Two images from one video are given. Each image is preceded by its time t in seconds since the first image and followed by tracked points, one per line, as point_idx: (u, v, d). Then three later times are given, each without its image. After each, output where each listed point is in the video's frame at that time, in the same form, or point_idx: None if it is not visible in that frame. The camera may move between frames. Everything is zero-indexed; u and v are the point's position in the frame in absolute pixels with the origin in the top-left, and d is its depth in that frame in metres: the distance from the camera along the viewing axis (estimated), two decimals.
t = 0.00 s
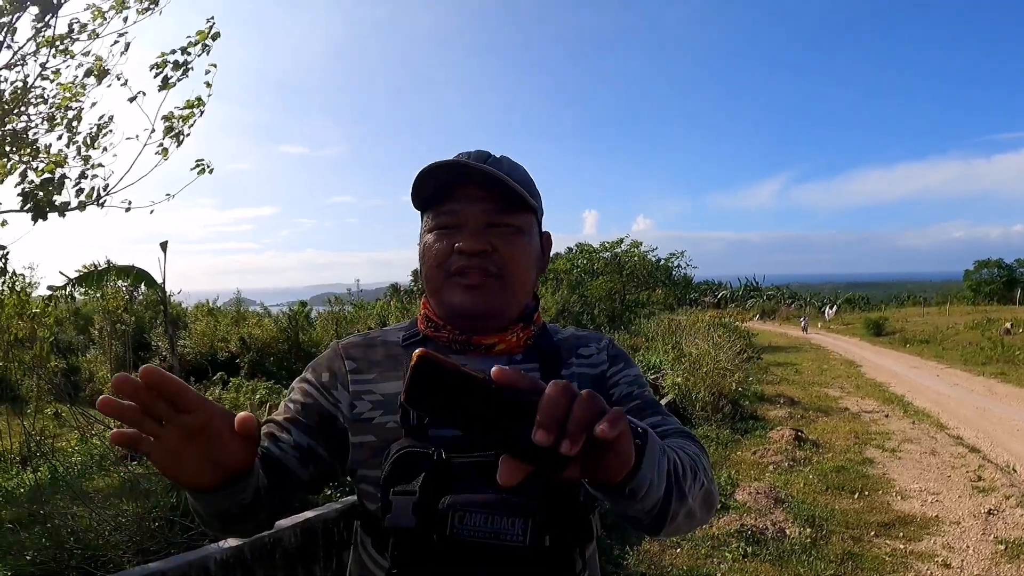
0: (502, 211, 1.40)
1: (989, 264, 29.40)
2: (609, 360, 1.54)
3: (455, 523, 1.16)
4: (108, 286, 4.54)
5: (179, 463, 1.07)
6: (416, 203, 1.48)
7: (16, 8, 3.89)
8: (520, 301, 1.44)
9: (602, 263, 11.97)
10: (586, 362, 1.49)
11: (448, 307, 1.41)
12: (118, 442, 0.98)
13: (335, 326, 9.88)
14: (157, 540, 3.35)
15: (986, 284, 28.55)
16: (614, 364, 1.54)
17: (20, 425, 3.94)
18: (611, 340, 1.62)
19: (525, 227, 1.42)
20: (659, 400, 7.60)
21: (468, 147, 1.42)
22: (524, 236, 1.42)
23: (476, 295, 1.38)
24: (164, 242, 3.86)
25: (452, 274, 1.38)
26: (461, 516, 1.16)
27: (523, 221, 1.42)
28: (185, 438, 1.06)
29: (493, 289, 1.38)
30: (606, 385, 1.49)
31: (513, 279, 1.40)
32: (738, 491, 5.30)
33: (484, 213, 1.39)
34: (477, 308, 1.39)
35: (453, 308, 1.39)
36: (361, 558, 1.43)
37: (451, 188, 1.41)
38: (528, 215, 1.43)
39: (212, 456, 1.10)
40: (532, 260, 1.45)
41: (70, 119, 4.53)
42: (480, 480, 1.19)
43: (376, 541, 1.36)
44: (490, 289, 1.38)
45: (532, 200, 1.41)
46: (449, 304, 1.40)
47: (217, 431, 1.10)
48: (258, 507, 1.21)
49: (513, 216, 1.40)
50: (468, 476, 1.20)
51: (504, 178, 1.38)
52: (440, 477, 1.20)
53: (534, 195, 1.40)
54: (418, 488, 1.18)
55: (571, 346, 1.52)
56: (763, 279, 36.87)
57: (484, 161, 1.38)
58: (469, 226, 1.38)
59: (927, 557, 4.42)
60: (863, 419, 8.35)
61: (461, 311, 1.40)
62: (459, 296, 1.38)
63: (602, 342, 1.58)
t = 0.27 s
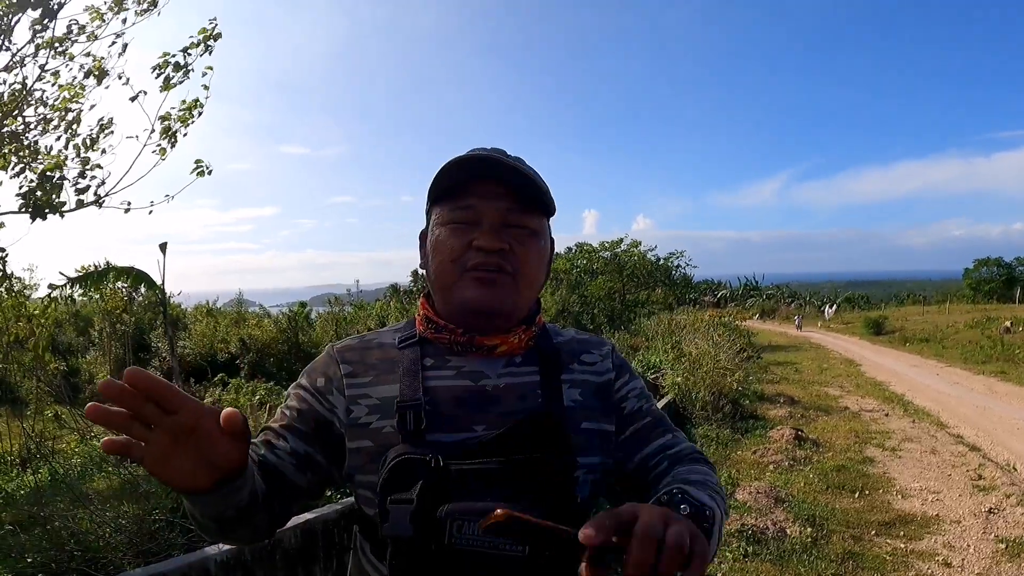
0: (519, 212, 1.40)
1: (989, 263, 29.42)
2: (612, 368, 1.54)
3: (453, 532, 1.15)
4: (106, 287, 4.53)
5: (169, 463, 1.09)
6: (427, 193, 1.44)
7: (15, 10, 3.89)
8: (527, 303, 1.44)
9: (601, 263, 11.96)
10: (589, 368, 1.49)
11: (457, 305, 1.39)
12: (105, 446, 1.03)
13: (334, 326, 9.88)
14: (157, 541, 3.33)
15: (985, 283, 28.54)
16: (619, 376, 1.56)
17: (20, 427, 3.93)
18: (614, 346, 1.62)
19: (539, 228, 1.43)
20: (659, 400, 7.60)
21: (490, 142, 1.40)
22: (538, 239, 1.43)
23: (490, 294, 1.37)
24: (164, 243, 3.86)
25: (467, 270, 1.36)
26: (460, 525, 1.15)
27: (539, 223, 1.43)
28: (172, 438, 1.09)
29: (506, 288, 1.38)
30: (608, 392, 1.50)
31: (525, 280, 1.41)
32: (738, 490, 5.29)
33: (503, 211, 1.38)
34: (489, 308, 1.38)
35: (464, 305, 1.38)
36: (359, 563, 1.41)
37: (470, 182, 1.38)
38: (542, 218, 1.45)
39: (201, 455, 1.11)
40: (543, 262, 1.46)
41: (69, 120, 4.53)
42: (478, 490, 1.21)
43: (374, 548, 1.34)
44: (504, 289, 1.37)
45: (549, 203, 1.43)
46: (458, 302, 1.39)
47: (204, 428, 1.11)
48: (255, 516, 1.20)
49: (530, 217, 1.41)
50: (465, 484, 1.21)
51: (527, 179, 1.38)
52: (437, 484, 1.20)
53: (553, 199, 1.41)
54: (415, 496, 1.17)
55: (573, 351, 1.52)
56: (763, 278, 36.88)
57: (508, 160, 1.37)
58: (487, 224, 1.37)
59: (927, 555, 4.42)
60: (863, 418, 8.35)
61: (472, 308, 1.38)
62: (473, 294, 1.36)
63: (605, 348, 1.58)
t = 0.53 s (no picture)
0: (515, 209, 1.40)
1: (986, 262, 29.46)
2: (612, 383, 1.55)
3: (446, 551, 1.19)
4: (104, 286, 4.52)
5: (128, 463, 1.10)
6: (417, 192, 1.43)
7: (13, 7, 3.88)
8: (523, 303, 1.44)
9: (600, 262, 11.96)
10: (589, 379, 1.49)
11: (451, 306, 1.38)
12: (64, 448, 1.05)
13: (332, 325, 9.86)
14: (154, 540, 3.30)
15: (983, 283, 28.58)
16: (620, 394, 1.57)
17: (17, 425, 3.92)
18: (615, 359, 1.62)
19: (535, 226, 1.44)
20: (657, 399, 7.60)
21: (481, 139, 1.40)
22: (534, 236, 1.43)
23: (485, 294, 1.36)
24: (162, 242, 3.85)
25: (461, 270, 1.36)
26: (452, 545, 1.19)
27: (534, 221, 1.43)
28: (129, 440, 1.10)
29: (500, 289, 1.38)
30: (606, 407, 1.50)
31: (521, 279, 1.41)
32: (736, 489, 5.30)
33: (498, 209, 1.38)
34: (485, 309, 1.37)
35: (457, 307, 1.37)
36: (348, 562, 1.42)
37: (463, 180, 1.38)
38: (538, 214, 1.45)
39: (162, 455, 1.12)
40: (539, 260, 1.46)
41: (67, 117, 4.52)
42: (471, 505, 1.22)
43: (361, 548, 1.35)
44: (500, 290, 1.37)
45: (544, 200, 1.43)
46: (451, 303, 1.38)
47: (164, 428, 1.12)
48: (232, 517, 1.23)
49: (526, 214, 1.41)
50: (458, 500, 1.22)
51: (522, 176, 1.38)
52: (428, 501, 1.21)
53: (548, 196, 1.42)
54: (406, 513, 1.19)
55: (573, 359, 1.51)
56: (761, 277, 36.92)
57: (502, 157, 1.37)
58: (481, 222, 1.36)
59: (925, 555, 4.42)
60: (861, 417, 8.36)
61: (465, 310, 1.37)
62: (466, 294, 1.36)
63: (607, 361, 1.57)
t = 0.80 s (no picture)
0: (533, 209, 1.40)
1: (988, 261, 29.40)
2: (612, 385, 1.59)
3: (479, 559, 1.22)
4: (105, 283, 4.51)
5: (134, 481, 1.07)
6: (433, 186, 1.41)
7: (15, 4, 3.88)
8: (536, 303, 1.45)
9: (601, 261, 11.95)
10: (593, 380, 1.52)
11: (466, 303, 1.37)
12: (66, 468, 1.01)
13: (333, 323, 9.86)
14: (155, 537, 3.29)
15: (985, 282, 28.52)
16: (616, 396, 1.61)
17: (18, 422, 3.93)
18: (614, 360, 1.66)
19: (552, 226, 1.45)
20: (658, 398, 7.60)
21: (503, 135, 1.39)
22: (549, 236, 1.44)
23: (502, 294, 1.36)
24: (164, 239, 3.85)
25: (479, 268, 1.35)
26: (485, 552, 1.23)
27: (550, 220, 1.44)
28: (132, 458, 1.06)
29: (517, 288, 1.38)
30: (607, 409, 1.53)
31: (536, 279, 1.41)
32: (737, 488, 5.30)
33: (518, 207, 1.38)
34: (501, 307, 1.36)
35: (473, 304, 1.36)
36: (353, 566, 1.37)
37: (482, 176, 1.37)
38: (554, 214, 1.46)
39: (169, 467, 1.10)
40: (553, 260, 1.47)
41: (68, 115, 4.52)
42: (498, 513, 1.24)
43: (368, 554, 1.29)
44: (516, 288, 1.37)
45: (562, 201, 1.44)
46: (467, 300, 1.36)
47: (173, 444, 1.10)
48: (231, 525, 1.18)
49: (544, 214, 1.42)
50: (486, 506, 1.23)
51: (544, 175, 1.38)
52: (455, 507, 1.20)
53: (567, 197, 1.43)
54: (435, 521, 1.18)
55: (580, 359, 1.54)
56: (762, 276, 36.93)
57: (525, 155, 1.37)
58: (499, 221, 1.36)
59: (926, 554, 4.42)
60: (862, 416, 8.35)
61: (480, 309, 1.36)
62: (483, 293, 1.35)
63: (608, 362, 1.61)
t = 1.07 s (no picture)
0: (524, 210, 1.42)
1: (987, 265, 29.41)
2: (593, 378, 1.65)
3: (521, 549, 1.21)
4: (104, 283, 4.52)
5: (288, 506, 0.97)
6: (425, 190, 1.41)
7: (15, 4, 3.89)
8: (530, 303, 1.46)
9: (599, 263, 11.96)
10: (579, 374, 1.58)
11: (463, 306, 1.37)
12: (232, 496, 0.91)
13: (332, 324, 9.87)
14: (153, 538, 3.35)
15: (984, 286, 28.53)
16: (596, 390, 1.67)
17: (17, 422, 3.93)
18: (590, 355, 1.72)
19: (542, 226, 1.46)
20: (657, 400, 7.61)
21: (492, 138, 1.40)
22: (541, 236, 1.45)
23: (498, 295, 1.37)
24: (163, 240, 3.86)
25: (474, 271, 1.35)
26: (527, 542, 1.22)
27: (541, 221, 1.45)
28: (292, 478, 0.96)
29: (512, 289, 1.38)
30: (592, 401, 1.59)
31: (530, 280, 1.42)
32: (735, 490, 5.30)
33: (509, 209, 1.39)
34: (498, 308, 1.37)
35: (470, 306, 1.36)
36: None
37: (474, 179, 1.37)
38: (545, 214, 1.47)
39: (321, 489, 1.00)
40: (545, 260, 1.48)
41: (68, 115, 4.53)
42: (533, 504, 1.24)
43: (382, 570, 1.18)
44: (512, 289, 1.38)
45: (552, 201, 1.45)
46: (463, 304, 1.36)
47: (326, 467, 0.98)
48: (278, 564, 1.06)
49: (534, 215, 1.43)
50: (519, 497, 1.23)
51: (534, 176, 1.39)
52: (488, 501, 1.20)
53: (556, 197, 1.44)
54: (471, 515, 1.17)
55: (565, 355, 1.59)
56: (761, 279, 36.96)
57: (515, 157, 1.38)
58: (492, 223, 1.37)
59: (923, 557, 4.43)
60: (860, 419, 8.36)
61: (477, 311, 1.37)
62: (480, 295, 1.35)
63: (586, 357, 1.67)
